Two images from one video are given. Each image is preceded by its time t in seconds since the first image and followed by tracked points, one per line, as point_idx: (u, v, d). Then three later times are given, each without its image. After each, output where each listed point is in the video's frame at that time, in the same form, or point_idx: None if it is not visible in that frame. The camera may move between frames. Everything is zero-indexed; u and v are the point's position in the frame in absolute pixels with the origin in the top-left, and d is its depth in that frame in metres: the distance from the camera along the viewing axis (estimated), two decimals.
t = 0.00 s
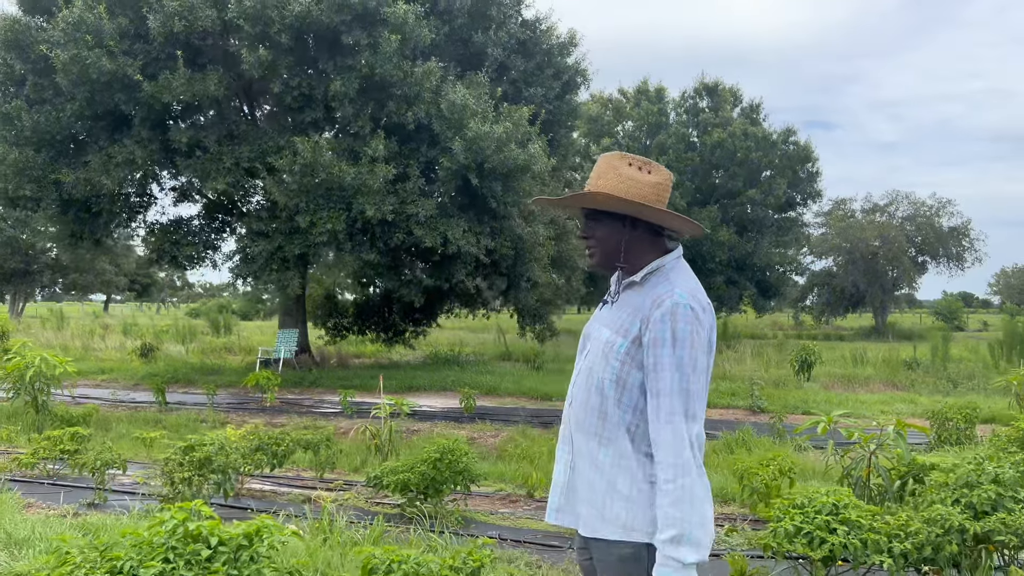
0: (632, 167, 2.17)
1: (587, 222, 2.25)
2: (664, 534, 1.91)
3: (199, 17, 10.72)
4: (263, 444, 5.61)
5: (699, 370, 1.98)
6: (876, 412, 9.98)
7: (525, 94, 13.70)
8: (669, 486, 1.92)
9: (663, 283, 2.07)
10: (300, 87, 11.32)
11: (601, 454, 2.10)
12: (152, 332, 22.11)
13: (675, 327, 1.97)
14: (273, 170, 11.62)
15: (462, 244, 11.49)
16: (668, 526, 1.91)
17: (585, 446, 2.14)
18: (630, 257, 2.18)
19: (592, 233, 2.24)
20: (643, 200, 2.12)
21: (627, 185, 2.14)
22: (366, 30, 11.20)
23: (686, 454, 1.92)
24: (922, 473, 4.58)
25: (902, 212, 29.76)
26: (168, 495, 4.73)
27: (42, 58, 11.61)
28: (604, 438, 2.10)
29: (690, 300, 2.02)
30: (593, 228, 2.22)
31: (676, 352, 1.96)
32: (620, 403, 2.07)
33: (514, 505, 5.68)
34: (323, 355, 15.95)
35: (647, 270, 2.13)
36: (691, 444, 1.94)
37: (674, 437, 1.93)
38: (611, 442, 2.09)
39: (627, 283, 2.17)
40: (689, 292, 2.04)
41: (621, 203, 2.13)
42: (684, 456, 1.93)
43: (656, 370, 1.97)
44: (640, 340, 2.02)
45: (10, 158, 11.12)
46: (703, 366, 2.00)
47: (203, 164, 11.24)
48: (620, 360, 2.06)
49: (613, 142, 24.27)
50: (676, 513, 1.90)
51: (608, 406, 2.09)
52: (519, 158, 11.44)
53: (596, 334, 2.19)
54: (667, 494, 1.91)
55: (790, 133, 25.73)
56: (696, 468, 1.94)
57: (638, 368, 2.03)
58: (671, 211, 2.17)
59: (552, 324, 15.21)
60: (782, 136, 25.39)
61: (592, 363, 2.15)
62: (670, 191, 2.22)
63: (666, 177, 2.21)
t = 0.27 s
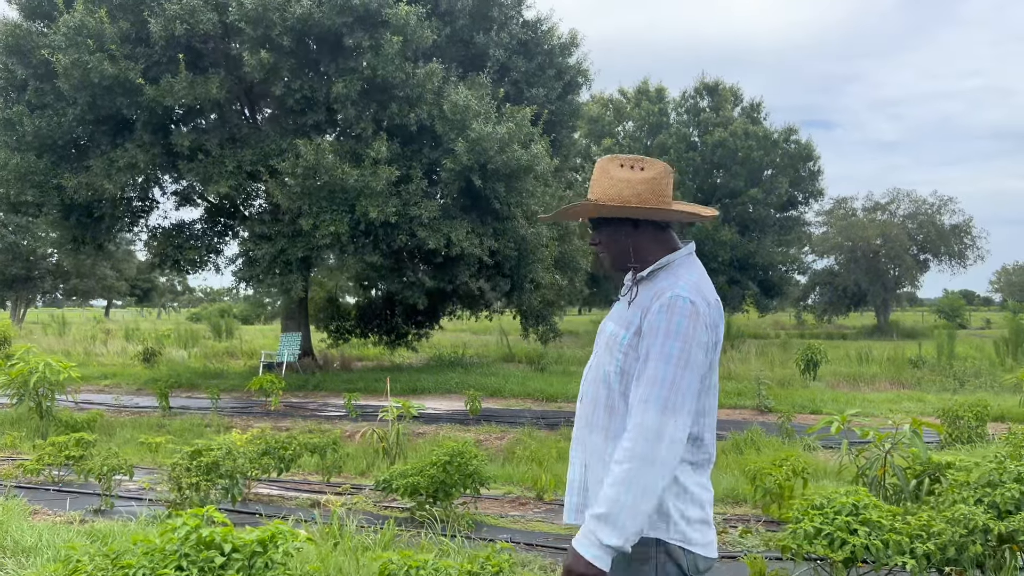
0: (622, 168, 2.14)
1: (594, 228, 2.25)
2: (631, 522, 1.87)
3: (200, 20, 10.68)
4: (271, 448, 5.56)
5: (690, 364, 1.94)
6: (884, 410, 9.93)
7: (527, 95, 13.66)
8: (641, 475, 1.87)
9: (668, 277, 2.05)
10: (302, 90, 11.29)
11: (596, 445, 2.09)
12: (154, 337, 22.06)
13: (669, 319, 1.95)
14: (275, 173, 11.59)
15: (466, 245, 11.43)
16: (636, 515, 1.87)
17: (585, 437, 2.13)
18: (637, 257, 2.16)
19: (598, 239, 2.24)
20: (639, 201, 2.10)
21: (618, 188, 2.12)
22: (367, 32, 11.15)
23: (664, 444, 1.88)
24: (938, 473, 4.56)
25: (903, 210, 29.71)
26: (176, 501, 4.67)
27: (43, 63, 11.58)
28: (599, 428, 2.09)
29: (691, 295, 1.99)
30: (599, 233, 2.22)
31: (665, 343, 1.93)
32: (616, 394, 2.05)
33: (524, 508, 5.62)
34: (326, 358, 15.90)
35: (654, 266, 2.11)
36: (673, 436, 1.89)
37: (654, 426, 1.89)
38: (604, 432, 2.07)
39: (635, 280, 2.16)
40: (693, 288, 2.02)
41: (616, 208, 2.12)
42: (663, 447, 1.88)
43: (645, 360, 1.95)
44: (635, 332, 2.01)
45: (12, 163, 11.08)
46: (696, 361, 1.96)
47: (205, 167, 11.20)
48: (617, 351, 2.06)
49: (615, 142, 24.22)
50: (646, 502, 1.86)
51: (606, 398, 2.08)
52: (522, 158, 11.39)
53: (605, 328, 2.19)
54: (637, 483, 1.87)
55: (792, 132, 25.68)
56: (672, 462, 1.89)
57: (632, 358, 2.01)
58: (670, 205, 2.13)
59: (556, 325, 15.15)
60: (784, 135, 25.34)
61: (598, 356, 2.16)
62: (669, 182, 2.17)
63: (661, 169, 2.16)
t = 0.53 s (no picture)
0: (617, 177, 2.19)
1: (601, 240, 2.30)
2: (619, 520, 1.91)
3: (203, 23, 10.65)
4: (278, 453, 5.51)
5: (684, 365, 1.96)
6: (893, 411, 9.86)
7: (530, 97, 13.62)
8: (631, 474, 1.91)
9: (670, 281, 2.08)
10: (305, 93, 11.26)
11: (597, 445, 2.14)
12: (157, 342, 22.01)
13: (666, 321, 1.98)
14: (279, 176, 11.56)
15: (470, 247, 11.38)
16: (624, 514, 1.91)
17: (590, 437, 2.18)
18: (645, 262, 2.19)
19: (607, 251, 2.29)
20: (638, 207, 2.15)
21: (614, 197, 2.17)
22: (371, 34, 11.12)
23: (653, 444, 1.91)
24: (954, 474, 4.51)
25: (907, 210, 29.64)
26: (183, 508, 4.62)
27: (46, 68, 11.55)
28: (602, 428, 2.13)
29: (690, 298, 2.01)
30: (607, 244, 2.27)
31: (659, 345, 1.97)
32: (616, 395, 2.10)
33: (533, 512, 5.57)
34: (330, 362, 15.86)
35: (659, 270, 2.14)
36: (665, 438, 1.92)
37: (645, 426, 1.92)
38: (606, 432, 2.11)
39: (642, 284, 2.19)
40: (694, 291, 2.04)
41: (615, 217, 2.17)
42: (654, 449, 1.91)
43: (641, 362, 1.98)
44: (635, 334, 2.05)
45: (15, 168, 11.05)
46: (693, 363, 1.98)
47: (208, 170, 11.17)
48: (619, 353, 2.10)
49: (617, 143, 24.17)
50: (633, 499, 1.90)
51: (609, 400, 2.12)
52: (527, 160, 11.34)
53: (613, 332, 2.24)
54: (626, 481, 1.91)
55: (794, 132, 25.61)
56: (661, 462, 1.92)
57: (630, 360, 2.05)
58: (668, 207, 2.17)
59: (560, 327, 15.09)
60: (786, 135, 25.28)
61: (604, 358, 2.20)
62: (666, 183, 2.21)
63: (654, 171, 2.20)
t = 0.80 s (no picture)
0: (608, 184, 2.17)
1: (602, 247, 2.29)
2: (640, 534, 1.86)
3: (207, 28, 10.61)
4: (287, 459, 5.46)
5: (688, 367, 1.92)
6: (903, 413, 9.79)
7: (534, 99, 13.58)
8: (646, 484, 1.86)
9: (664, 281, 2.04)
10: (310, 97, 11.24)
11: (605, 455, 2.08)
12: (162, 347, 22.00)
13: (663, 324, 1.93)
14: (284, 180, 11.53)
15: (476, 250, 11.34)
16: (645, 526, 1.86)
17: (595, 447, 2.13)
18: (645, 265, 2.17)
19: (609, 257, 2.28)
20: (633, 210, 2.12)
21: (607, 204, 2.16)
22: (375, 38, 11.09)
23: (667, 452, 1.86)
24: (973, 478, 4.45)
25: (911, 210, 29.56)
26: (192, 516, 4.56)
27: (50, 74, 11.54)
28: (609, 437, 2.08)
29: (687, 297, 1.96)
30: (608, 251, 2.26)
31: (661, 350, 1.91)
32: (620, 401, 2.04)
33: (544, 518, 5.51)
34: (335, 366, 15.82)
35: (655, 271, 2.10)
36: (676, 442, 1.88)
37: (655, 433, 1.88)
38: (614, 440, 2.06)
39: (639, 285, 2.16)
40: (689, 289, 1.99)
41: (609, 223, 2.15)
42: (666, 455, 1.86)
43: (643, 367, 1.93)
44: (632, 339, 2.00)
45: (20, 174, 11.03)
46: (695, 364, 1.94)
47: (213, 175, 11.15)
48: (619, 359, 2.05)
49: (621, 146, 24.13)
50: (653, 513, 1.84)
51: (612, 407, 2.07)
52: (532, 162, 11.29)
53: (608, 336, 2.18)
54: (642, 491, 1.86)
55: (799, 132, 25.55)
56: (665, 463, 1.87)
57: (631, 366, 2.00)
58: (662, 209, 2.14)
59: (566, 330, 15.03)
60: (791, 136, 25.22)
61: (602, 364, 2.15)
62: (660, 183, 2.18)
63: (646, 173, 2.18)
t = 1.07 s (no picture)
0: (572, 198, 2.18)
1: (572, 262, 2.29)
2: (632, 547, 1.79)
3: (209, 32, 10.61)
4: (292, 465, 5.44)
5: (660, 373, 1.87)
6: (909, 414, 9.75)
7: (537, 101, 13.57)
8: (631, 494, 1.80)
9: (622, 291, 2.01)
10: (312, 100, 11.22)
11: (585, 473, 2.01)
12: (165, 350, 22.00)
13: (628, 333, 1.88)
14: (286, 184, 11.52)
15: (479, 253, 11.31)
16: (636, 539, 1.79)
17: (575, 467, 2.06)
18: (610, 277, 2.17)
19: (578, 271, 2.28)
20: (593, 223, 2.12)
21: (571, 217, 2.16)
22: (377, 41, 11.08)
23: (648, 462, 1.80)
24: (983, 481, 4.42)
25: (914, 210, 29.51)
26: (197, 523, 4.54)
27: (52, 78, 11.54)
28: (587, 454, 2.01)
29: (648, 303, 1.92)
30: (577, 265, 2.26)
31: (629, 359, 1.87)
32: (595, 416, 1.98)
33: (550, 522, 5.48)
34: (339, 369, 15.80)
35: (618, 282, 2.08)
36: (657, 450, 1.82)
37: (634, 444, 1.82)
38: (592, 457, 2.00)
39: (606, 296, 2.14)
40: (650, 296, 1.95)
41: (572, 236, 2.16)
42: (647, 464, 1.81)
43: (612, 379, 1.89)
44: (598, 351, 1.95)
45: (22, 179, 11.02)
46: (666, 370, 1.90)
47: (216, 179, 11.14)
48: (588, 374, 1.99)
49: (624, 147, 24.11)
50: (644, 524, 1.77)
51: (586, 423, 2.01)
52: (535, 165, 11.26)
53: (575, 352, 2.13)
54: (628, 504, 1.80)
55: (801, 133, 25.52)
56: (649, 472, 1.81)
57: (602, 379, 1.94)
58: (624, 221, 2.13)
59: (570, 332, 15.00)
60: (793, 137, 25.19)
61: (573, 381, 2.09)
62: (624, 197, 2.17)
63: (611, 186, 2.18)
